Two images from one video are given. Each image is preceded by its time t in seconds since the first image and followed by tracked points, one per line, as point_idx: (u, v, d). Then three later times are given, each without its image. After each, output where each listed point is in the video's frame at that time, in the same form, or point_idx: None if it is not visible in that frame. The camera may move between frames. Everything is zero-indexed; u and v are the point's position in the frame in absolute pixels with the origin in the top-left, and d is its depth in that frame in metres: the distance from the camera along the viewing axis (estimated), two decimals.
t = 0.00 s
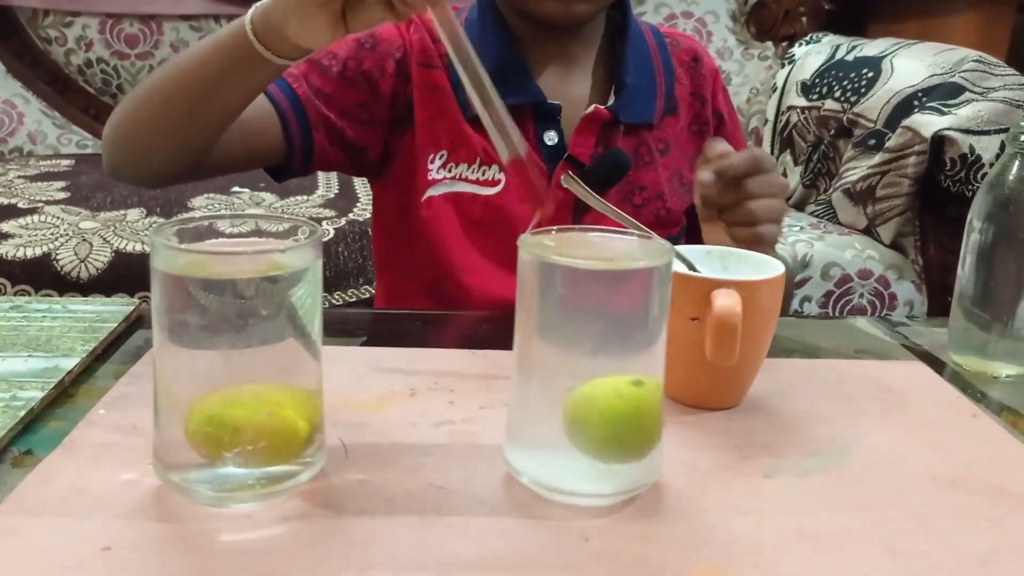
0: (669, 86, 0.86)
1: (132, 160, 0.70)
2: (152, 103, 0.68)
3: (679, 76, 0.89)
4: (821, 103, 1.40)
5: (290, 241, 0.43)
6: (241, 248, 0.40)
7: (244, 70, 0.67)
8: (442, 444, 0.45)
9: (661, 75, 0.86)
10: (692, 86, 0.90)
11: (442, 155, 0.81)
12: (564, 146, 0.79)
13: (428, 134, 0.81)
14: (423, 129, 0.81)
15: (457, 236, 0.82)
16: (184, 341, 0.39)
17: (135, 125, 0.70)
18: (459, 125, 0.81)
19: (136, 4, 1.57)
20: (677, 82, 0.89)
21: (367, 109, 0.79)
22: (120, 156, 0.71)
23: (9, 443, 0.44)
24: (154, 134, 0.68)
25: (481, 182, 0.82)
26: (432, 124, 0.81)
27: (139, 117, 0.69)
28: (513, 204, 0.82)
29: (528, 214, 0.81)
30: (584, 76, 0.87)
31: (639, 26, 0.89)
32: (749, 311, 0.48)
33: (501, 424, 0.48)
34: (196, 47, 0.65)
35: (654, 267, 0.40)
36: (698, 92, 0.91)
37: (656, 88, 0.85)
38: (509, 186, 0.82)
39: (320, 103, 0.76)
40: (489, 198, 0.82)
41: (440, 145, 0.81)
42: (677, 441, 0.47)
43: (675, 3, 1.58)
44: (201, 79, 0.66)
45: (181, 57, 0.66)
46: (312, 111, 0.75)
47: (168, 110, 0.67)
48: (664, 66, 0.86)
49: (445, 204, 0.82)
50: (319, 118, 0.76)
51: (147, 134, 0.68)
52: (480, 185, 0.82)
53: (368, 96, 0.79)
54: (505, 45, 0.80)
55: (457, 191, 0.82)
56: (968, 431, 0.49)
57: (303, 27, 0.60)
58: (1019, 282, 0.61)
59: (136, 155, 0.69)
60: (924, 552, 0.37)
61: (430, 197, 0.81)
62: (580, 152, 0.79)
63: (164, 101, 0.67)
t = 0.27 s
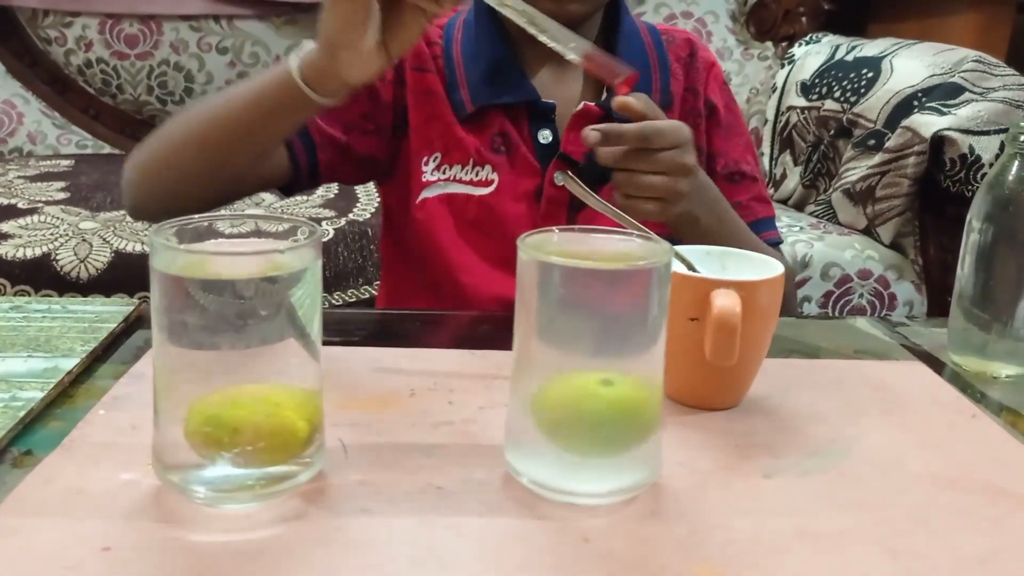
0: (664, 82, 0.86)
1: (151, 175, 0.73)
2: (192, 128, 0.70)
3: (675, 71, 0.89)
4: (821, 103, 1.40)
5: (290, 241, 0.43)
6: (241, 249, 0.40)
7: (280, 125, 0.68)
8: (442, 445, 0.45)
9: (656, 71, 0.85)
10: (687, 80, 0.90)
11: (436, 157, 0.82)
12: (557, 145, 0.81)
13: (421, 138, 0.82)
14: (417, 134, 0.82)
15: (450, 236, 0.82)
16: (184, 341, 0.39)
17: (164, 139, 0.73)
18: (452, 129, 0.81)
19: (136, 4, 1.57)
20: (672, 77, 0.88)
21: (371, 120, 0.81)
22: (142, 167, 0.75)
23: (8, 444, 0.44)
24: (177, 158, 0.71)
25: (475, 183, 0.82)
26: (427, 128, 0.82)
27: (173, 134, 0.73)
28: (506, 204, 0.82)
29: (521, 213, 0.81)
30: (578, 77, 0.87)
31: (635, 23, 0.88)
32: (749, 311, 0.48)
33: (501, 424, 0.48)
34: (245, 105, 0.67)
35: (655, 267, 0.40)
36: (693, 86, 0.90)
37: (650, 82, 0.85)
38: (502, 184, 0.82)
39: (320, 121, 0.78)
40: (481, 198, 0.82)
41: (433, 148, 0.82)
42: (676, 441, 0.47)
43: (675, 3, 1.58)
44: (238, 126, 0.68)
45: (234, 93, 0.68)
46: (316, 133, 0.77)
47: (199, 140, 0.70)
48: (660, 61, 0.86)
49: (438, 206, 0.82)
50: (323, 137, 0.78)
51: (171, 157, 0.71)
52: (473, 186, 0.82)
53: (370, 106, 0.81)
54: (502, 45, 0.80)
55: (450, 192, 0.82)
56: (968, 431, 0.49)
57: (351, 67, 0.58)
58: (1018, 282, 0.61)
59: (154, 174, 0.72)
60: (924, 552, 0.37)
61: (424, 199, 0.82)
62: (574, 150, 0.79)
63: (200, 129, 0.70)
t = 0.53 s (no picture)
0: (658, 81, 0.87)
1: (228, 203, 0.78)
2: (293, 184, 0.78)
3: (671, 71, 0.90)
4: (821, 104, 1.40)
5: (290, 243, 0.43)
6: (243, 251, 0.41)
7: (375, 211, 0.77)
8: (442, 446, 0.45)
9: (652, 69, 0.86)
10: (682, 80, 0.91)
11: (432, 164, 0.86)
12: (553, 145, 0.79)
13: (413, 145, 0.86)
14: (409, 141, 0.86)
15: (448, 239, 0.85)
16: (185, 343, 0.40)
17: (253, 178, 0.80)
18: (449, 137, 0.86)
19: (137, 5, 1.57)
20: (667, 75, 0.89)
21: (386, 136, 0.88)
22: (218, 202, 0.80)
23: (10, 445, 0.44)
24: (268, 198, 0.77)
25: (471, 187, 0.84)
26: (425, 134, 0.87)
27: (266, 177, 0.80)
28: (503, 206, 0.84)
29: (518, 213, 0.83)
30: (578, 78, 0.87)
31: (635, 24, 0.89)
32: (748, 313, 0.48)
33: (501, 425, 0.48)
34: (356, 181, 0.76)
35: (653, 270, 0.40)
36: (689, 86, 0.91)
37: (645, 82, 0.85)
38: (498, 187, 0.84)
39: (339, 150, 0.85)
40: (478, 201, 0.84)
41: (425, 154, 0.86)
42: (675, 443, 0.47)
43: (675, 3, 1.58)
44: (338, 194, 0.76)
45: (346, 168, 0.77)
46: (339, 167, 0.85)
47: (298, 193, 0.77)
48: (655, 61, 0.87)
49: (434, 211, 0.85)
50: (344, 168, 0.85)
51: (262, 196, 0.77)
52: (470, 190, 0.84)
53: (383, 122, 0.88)
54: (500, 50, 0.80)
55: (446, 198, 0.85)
56: (967, 432, 0.49)
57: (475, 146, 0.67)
58: (1017, 283, 0.61)
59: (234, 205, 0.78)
60: (923, 554, 0.37)
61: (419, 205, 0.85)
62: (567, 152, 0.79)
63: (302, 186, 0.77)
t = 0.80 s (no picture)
0: (672, 88, 0.86)
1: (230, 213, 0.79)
2: (294, 197, 0.79)
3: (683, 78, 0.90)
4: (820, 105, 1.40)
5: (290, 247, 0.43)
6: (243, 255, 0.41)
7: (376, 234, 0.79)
8: (442, 448, 0.46)
9: (663, 76, 0.86)
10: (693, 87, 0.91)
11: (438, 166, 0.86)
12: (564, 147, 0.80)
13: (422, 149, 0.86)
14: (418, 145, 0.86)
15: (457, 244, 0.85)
16: (187, 346, 0.40)
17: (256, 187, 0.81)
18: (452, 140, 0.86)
19: (137, 7, 1.58)
20: (681, 84, 0.89)
21: (389, 139, 0.88)
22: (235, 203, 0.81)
23: (12, 448, 0.44)
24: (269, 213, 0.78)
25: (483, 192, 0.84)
26: (429, 137, 0.86)
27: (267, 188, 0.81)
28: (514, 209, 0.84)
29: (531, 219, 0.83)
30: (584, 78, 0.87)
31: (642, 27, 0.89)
32: (749, 315, 0.49)
33: (501, 427, 0.49)
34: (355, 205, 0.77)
35: (652, 273, 0.41)
36: (700, 93, 0.92)
37: (661, 89, 0.85)
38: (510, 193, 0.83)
39: (340, 154, 0.85)
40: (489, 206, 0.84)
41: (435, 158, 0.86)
42: (674, 445, 0.47)
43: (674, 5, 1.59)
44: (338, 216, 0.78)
45: (346, 187, 0.79)
46: (339, 171, 0.85)
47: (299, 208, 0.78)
48: (667, 68, 0.87)
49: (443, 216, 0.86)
50: (344, 171, 0.86)
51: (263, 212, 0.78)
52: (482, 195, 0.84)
53: (387, 126, 0.87)
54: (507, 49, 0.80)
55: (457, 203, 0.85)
56: (965, 433, 0.50)
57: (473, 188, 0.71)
58: (1017, 284, 0.61)
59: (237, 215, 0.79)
60: (920, 554, 0.37)
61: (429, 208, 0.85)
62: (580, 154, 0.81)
63: (303, 199, 0.79)
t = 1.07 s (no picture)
0: (688, 100, 0.87)
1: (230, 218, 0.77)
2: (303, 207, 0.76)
3: (699, 91, 0.90)
4: (825, 110, 1.40)
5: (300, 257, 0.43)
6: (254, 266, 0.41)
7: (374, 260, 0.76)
8: (452, 456, 0.46)
9: (680, 88, 0.87)
10: (711, 100, 0.92)
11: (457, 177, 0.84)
12: (584, 160, 0.81)
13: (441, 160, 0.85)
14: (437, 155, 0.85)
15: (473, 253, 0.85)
16: (198, 355, 0.40)
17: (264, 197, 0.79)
18: (473, 149, 0.84)
19: (144, 16, 1.59)
20: (697, 97, 0.90)
21: (407, 148, 0.86)
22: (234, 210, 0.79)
23: (26, 457, 0.44)
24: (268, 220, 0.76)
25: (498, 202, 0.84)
26: (448, 146, 0.84)
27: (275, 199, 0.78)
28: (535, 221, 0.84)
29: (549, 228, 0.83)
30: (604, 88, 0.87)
31: (659, 38, 0.90)
32: (757, 322, 0.49)
33: (509, 435, 0.49)
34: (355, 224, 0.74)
35: (659, 281, 0.41)
36: (717, 106, 0.92)
37: (677, 101, 0.86)
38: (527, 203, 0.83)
39: (357, 160, 0.82)
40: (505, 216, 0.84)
41: (454, 168, 0.85)
42: (682, 452, 0.48)
43: (679, 11, 1.60)
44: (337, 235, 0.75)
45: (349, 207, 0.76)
46: (356, 179, 0.83)
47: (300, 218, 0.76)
48: (683, 80, 0.87)
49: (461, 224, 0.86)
50: (361, 179, 0.83)
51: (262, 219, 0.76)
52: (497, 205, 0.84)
53: (404, 135, 0.85)
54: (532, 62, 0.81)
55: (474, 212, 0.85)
56: (973, 439, 0.50)
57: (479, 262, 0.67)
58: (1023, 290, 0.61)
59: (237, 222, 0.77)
60: (929, 560, 0.38)
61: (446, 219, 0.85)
62: (601, 168, 0.82)
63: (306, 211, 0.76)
